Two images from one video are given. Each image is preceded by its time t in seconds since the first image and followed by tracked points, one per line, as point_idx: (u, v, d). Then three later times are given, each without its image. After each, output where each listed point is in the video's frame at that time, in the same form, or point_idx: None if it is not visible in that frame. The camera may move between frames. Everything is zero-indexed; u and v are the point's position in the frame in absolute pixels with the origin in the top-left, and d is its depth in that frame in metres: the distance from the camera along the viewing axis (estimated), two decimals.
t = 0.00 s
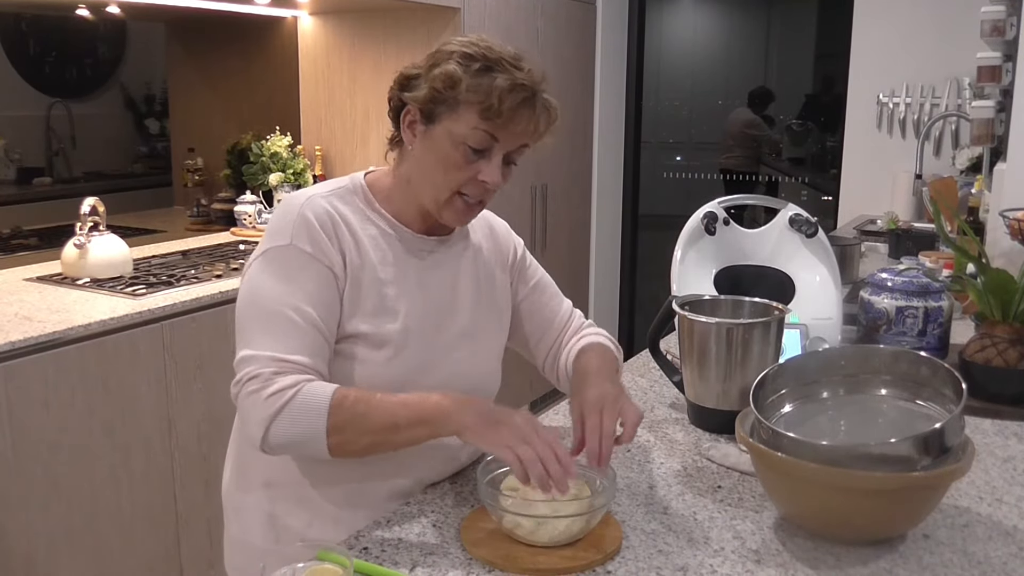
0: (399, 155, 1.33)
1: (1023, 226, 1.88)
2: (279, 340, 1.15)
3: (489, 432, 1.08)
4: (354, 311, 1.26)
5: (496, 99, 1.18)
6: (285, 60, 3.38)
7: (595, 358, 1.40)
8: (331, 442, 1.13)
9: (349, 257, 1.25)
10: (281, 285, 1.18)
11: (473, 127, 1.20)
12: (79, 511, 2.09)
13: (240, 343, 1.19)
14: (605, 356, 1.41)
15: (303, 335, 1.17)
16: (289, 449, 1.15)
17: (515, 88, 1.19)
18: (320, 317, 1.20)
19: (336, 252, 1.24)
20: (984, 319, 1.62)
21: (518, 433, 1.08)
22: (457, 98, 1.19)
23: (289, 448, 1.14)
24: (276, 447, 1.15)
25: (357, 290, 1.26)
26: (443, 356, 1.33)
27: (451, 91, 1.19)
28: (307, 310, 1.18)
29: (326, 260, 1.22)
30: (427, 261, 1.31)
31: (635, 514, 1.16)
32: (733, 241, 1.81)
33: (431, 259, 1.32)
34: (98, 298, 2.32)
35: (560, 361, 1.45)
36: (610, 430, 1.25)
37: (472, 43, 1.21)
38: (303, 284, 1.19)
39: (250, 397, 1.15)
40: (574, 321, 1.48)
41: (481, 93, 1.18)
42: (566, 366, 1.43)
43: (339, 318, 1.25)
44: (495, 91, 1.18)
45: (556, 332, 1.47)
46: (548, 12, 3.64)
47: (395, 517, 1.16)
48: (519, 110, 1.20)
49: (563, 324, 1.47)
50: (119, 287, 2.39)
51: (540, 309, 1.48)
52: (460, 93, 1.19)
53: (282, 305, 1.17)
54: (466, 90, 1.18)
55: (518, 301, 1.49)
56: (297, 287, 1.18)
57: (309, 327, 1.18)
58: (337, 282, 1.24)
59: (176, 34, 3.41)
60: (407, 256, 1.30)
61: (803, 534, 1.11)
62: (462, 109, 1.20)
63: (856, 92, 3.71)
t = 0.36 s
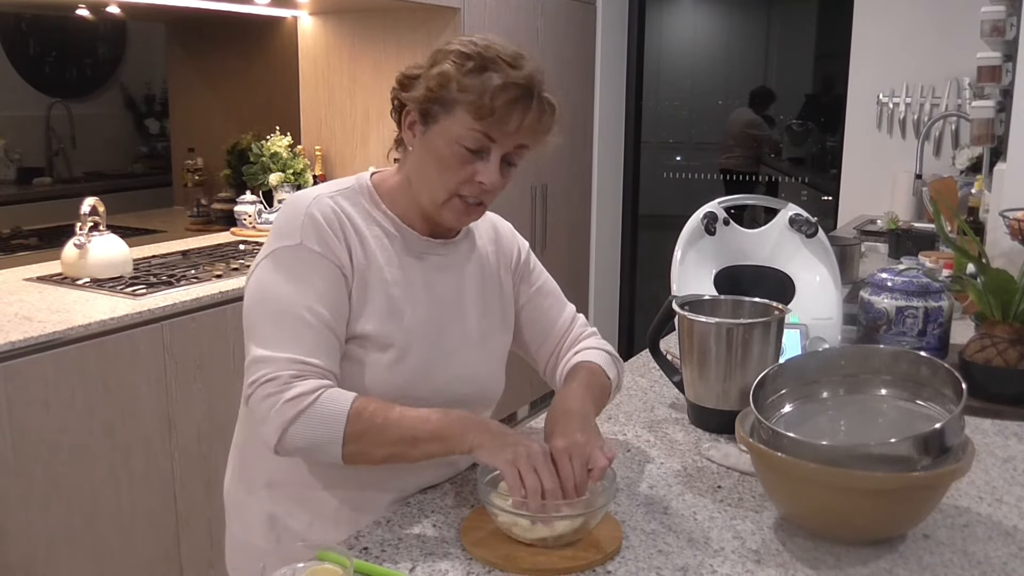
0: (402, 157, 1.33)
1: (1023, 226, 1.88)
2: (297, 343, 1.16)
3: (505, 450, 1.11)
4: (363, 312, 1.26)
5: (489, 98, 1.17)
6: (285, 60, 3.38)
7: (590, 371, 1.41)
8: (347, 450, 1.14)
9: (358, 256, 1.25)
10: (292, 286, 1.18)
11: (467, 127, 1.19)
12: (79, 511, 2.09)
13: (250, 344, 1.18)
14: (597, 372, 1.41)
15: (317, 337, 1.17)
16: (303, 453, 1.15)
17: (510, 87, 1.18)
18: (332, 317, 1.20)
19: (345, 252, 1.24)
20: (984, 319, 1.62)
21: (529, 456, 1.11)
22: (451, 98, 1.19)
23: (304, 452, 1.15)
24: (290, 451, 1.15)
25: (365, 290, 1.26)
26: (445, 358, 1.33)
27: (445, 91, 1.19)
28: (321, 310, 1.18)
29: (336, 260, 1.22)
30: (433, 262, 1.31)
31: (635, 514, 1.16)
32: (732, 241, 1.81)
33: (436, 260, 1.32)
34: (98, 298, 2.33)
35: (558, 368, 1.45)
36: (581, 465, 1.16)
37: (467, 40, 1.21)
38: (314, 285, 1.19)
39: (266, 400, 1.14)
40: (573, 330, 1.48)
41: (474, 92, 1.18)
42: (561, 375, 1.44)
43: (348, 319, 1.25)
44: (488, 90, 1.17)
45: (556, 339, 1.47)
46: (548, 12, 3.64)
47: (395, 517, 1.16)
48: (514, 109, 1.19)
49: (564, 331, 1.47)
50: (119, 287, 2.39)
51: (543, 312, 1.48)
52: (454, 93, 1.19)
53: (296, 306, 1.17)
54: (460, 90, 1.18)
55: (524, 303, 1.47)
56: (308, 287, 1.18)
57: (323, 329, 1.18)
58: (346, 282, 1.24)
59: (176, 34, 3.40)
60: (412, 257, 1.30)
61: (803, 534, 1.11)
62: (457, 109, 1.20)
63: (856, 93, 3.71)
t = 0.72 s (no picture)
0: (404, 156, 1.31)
1: (1023, 226, 1.88)
2: (269, 342, 1.16)
3: (467, 446, 1.06)
4: (352, 317, 1.26)
5: (512, 117, 1.17)
6: (285, 60, 3.38)
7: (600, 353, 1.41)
8: (308, 448, 1.13)
9: (348, 261, 1.25)
10: (274, 288, 1.19)
11: (485, 142, 1.19)
12: (79, 511, 2.09)
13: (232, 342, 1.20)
14: (609, 352, 1.42)
15: (292, 340, 1.17)
16: (266, 451, 1.15)
17: (532, 107, 1.19)
18: (313, 321, 1.20)
19: (334, 256, 1.24)
20: (984, 319, 1.62)
21: (486, 442, 1.06)
22: (473, 112, 1.18)
23: (266, 450, 1.15)
24: (256, 450, 1.16)
25: (354, 294, 1.26)
26: (445, 358, 1.33)
27: (467, 104, 1.18)
28: (299, 314, 1.18)
29: (322, 265, 1.22)
30: (428, 264, 1.31)
31: (635, 514, 1.16)
32: (732, 241, 1.81)
33: (431, 262, 1.31)
34: (98, 298, 2.33)
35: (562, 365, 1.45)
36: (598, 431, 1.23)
37: (490, 52, 1.20)
38: (296, 288, 1.19)
39: (233, 399, 1.16)
40: (576, 323, 1.48)
41: (497, 109, 1.17)
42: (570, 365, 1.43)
43: (334, 323, 1.25)
44: (513, 109, 1.17)
45: (559, 335, 1.47)
46: (548, 12, 3.64)
47: (395, 517, 1.16)
48: (534, 130, 1.20)
49: (567, 326, 1.47)
50: (119, 287, 2.39)
51: (543, 311, 1.48)
52: (478, 108, 1.18)
53: (273, 308, 1.17)
54: (483, 105, 1.17)
55: (524, 300, 1.48)
56: (289, 290, 1.19)
57: (300, 333, 1.18)
58: (334, 287, 1.24)
59: (176, 34, 3.40)
60: (406, 261, 1.29)
61: (804, 534, 1.11)
62: (477, 123, 1.19)
63: (856, 93, 3.71)
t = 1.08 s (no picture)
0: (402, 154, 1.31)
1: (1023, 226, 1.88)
2: (259, 339, 1.17)
3: (448, 441, 1.06)
4: (346, 316, 1.26)
5: (517, 115, 1.18)
6: (285, 60, 3.38)
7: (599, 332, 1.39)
8: (299, 444, 1.14)
9: (341, 259, 1.25)
10: (267, 287, 1.19)
11: (489, 139, 1.19)
12: (78, 511, 2.09)
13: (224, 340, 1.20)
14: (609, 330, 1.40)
15: (282, 339, 1.17)
16: (257, 448, 1.16)
17: (536, 107, 1.19)
18: (305, 320, 1.20)
19: (327, 255, 1.24)
20: (984, 320, 1.62)
21: (465, 434, 1.05)
22: (477, 109, 1.18)
23: (257, 447, 1.16)
24: (246, 446, 1.16)
25: (348, 293, 1.26)
26: (442, 357, 1.33)
27: (472, 101, 1.18)
28: (291, 313, 1.19)
29: (315, 264, 1.22)
30: (423, 262, 1.31)
31: (635, 514, 1.16)
32: (733, 241, 1.81)
33: (426, 260, 1.32)
34: (98, 298, 2.33)
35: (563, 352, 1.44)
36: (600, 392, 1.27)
37: (495, 52, 1.20)
38: (287, 287, 1.20)
39: (224, 397, 1.16)
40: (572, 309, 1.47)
41: (502, 107, 1.17)
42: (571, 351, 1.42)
43: (328, 322, 1.26)
44: (517, 107, 1.18)
45: (557, 324, 1.46)
46: (548, 13, 3.64)
47: (395, 517, 1.16)
48: (538, 129, 1.20)
49: (564, 315, 1.46)
50: (120, 287, 2.39)
51: (540, 302, 1.47)
52: (483, 104, 1.18)
53: (265, 307, 1.17)
54: (489, 102, 1.17)
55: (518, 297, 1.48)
56: (281, 289, 1.19)
57: (291, 331, 1.18)
58: (327, 285, 1.24)
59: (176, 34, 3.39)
60: (400, 260, 1.29)
61: (804, 535, 1.11)
62: (481, 120, 1.19)
63: (857, 93, 3.71)
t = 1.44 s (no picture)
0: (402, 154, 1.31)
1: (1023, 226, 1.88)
2: (260, 339, 1.16)
3: (452, 441, 1.06)
4: (346, 316, 1.26)
5: (517, 114, 1.18)
6: (285, 60, 3.39)
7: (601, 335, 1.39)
8: (300, 444, 1.14)
9: (342, 259, 1.25)
10: (267, 286, 1.19)
11: (489, 138, 1.19)
12: (78, 511, 2.09)
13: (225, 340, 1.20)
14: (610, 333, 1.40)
15: (283, 339, 1.17)
16: (259, 448, 1.16)
17: (536, 105, 1.19)
18: (305, 319, 1.20)
19: (328, 255, 1.24)
20: (984, 320, 1.62)
21: (468, 435, 1.05)
22: (477, 108, 1.18)
23: (258, 447, 1.16)
24: (248, 446, 1.16)
25: (349, 292, 1.26)
26: (442, 357, 1.33)
27: (472, 100, 1.18)
28: (291, 312, 1.19)
29: (315, 264, 1.22)
30: (422, 262, 1.31)
31: (635, 514, 1.16)
32: (732, 241, 1.81)
33: (425, 260, 1.32)
34: (97, 298, 2.33)
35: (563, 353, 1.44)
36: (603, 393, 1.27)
37: (494, 51, 1.20)
38: (288, 286, 1.20)
39: (226, 396, 1.16)
40: (572, 309, 1.46)
41: (502, 106, 1.17)
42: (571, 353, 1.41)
43: (328, 322, 1.26)
44: (517, 106, 1.17)
45: (557, 323, 1.45)
46: (548, 13, 3.64)
47: (395, 517, 1.16)
48: (538, 128, 1.20)
49: (564, 314, 1.46)
50: (120, 288, 2.40)
51: (539, 302, 1.47)
52: (483, 103, 1.18)
53: (265, 306, 1.17)
54: (489, 101, 1.17)
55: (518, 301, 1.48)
56: (282, 289, 1.19)
57: (292, 331, 1.18)
58: (328, 284, 1.24)
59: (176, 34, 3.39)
60: (400, 260, 1.29)
61: (804, 535, 1.11)
62: (481, 119, 1.19)
63: (857, 93, 3.71)
